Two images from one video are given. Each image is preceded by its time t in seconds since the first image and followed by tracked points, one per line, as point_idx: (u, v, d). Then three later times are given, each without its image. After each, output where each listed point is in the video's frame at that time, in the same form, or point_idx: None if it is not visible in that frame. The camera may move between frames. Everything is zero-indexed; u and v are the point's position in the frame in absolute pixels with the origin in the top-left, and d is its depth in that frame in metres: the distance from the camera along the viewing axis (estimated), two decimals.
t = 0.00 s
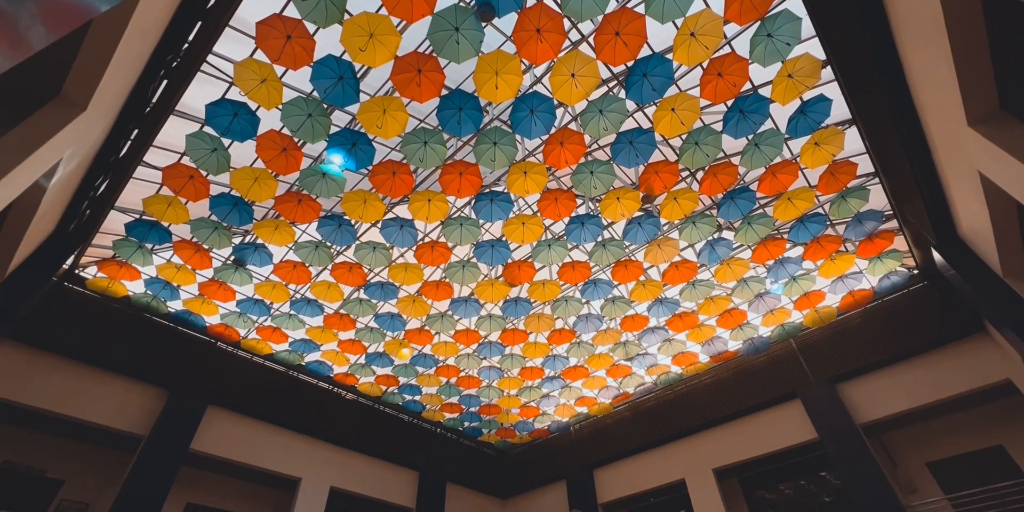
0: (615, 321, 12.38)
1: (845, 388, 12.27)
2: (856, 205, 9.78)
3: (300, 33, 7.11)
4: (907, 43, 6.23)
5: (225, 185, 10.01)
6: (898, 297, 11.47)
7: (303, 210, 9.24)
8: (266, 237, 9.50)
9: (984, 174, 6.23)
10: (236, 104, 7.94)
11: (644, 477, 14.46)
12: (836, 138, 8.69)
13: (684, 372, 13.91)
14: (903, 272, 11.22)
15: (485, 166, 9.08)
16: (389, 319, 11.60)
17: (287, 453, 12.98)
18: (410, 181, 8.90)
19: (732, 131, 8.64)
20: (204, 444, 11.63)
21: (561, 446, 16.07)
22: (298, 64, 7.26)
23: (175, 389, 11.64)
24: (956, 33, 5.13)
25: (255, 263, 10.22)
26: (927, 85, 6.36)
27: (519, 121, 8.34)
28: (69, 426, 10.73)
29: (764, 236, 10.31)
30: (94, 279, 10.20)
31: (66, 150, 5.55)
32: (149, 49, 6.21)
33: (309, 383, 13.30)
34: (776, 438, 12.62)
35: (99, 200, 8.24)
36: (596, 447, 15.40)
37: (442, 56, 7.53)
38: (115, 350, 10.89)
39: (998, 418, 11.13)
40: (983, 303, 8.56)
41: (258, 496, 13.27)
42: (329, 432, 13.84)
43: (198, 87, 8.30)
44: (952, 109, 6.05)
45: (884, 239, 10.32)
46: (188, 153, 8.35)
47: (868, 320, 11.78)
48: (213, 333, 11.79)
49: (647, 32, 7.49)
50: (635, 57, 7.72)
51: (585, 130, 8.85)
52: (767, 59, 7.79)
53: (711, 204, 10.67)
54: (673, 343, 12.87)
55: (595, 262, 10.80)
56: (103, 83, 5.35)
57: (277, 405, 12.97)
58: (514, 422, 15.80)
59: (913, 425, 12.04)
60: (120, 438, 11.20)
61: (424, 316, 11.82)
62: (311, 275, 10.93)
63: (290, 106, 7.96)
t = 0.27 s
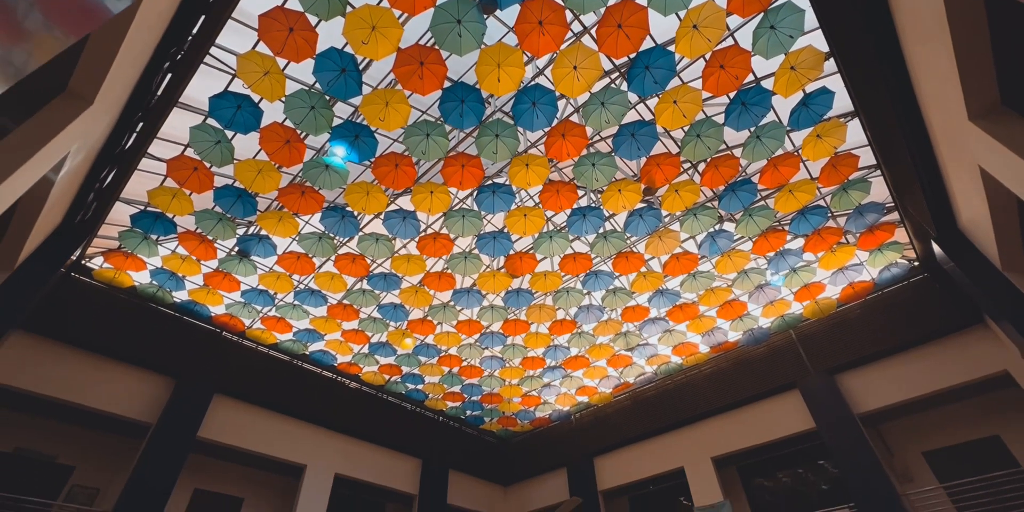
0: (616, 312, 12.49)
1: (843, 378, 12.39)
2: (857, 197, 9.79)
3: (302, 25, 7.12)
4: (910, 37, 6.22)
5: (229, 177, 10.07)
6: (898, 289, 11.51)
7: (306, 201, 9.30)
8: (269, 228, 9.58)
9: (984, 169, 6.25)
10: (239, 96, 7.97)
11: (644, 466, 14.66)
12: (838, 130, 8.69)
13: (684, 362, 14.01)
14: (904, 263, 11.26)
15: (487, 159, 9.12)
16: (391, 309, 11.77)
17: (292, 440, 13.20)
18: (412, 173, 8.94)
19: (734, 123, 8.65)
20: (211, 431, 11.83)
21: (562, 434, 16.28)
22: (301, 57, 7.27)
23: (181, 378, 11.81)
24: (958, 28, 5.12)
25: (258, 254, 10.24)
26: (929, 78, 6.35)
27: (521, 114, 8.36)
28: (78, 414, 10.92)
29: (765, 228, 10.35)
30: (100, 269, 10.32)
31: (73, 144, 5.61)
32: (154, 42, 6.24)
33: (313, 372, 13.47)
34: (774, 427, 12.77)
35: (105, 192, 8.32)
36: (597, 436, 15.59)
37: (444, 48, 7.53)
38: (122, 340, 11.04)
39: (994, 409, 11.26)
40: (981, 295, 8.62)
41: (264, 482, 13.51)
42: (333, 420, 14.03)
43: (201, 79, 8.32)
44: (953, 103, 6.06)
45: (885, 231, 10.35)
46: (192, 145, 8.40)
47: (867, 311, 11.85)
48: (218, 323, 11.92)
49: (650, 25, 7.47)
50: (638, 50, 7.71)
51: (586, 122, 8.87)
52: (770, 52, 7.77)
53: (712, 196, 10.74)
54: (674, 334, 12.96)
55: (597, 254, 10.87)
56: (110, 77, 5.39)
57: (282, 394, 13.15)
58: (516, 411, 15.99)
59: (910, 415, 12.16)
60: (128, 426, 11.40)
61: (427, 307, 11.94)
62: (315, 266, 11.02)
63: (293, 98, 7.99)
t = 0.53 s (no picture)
0: (617, 302, 12.58)
1: (842, 369, 12.49)
2: (859, 189, 9.76)
3: (304, 17, 7.12)
4: (913, 30, 6.20)
5: (232, 168, 10.13)
6: (898, 280, 11.55)
7: (309, 193, 9.36)
8: (273, 219, 9.65)
9: (984, 163, 6.26)
10: (242, 88, 7.99)
11: (643, 454, 14.85)
12: (840, 122, 8.67)
13: (685, 352, 14.12)
14: (905, 255, 11.27)
15: (489, 150, 9.16)
16: (394, 299, 11.86)
17: (297, 427, 13.40)
18: (414, 164, 8.97)
19: (736, 115, 8.65)
20: (218, 419, 12.02)
21: (563, 423, 16.47)
22: (303, 48, 7.27)
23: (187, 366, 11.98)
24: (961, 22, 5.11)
25: (262, 245, 10.38)
26: (932, 72, 6.34)
27: (523, 106, 8.37)
28: (87, 402, 11.11)
29: (766, 220, 10.38)
30: (105, 259, 10.43)
31: (78, 137, 5.66)
32: (157, 34, 6.26)
33: (316, 361, 13.64)
34: (772, 417, 12.91)
35: (109, 183, 8.39)
36: (597, 424, 15.78)
37: (446, 40, 7.52)
38: (128, 329, 11.18)
39: (990, 399, 11.37)
40: (979, 288, 8.67)
41: (270, 468, 13.76)
42: (337, 408, 14.23)
43: (204, 70, 8.34)
44: (955, 97, 6.06)
45: (885, 223, 10.37)
46: (196, 136, 8.44)
47: (867, 303, 11.90)
48: (223, 312, 12.06)
49: (652, 16, 7.44)
50: (640, 42, 7.68)
51: (588, 114, 8.88)
52: (773, 43, 7.74)
53: (713, 188, 10.79)
54: (674, 324, 13.05)
55: (598, 245, 10.92)
56: (114, 70, 5.42)
57: (286, 382, 13.32)
58: (517, 399, 16.18)
59: (907, 405, 12.28)
60: (136, 413, 11.60)
61: (429, 297, 12.04)
62: (318, 256, 11.11)
63: (296, 90, 8.01)
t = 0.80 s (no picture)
0: (617, 292, 12.67)
1: (840, 359, 12.59)
2: (859, 181, 9.81)
3: (305, 8, 7.10)
4: (916, 23, 6.18)
5: (234, 158, 10.16)
6: (898, 272, 11.61)
7: (312, 183, 9.41)
8: (275, 209, 9.71)
9: (985, 157, 6.27)
10: (243, 78, 7.99)
11: (642, 442, 15.05)
12: (843, 114, 8.65)
13: (684, 342, 14.21)
14: (905, 247, 11.33)
15: (490, 141, 9.17)
16: (395, 288, 11.94)
17: (301, 414, 13.59)
18: (416, 155, 8.99)
19: (738, 107, 8.63)
20: (223, 406, 12.21)
21: (563, 410, 16.66)
22: (304, 39, 7.26)
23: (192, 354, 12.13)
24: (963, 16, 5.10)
25: (266, 235, 10.46)
26: (934, 65, 6.33)
27: (524, 97, 8.37)
28: (94, 389, 11.28)
29: (767, 212, 10.41)
30: (110, 248, 10.50)
31: (83, 130, 5.70)
32: (159, 25, 6.27)
33: (319, 349, 13.79)
34: (770, 406, 13.05)
35: (113, 174, 8.44)
36: (597, 412, 15.96)
37: (448, 31, 7.50)
38: (133, 317, 11.31)
39: (986, 390, 11.48)
40: (978, 280, 8.71)
41: (274, 454, 13.98)
42: (340, 396, 14.41)
43: (205, 60, 8.34)
44: (956, 90, 6.05)
45: (886, 215, 10.39)
46: (198, 127, 8.46)
47: (866, 294, 11.96)
48: (227, 301, 12.17)
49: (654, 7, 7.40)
50: (642, 33, 7.66)
51: (589, 105, 8.88)
52: (775, 35, 7.70)
53: (714, 180, 10.83)
54: (674, 314, 13.14)
55: (599, 236, 10.98)
56: (117, 62, 5.45)
57: (290, 370, 13.48)
58: (518, 388, 16.34)
59: (904, 395, 12.41)
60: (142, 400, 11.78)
61: (430, 286, 12.14)
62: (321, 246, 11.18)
63: (297, 81, 8.01)
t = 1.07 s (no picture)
0: (617, 282, 12.77)
1: (837, 349, 12.71)
2: (859, 172, 9.78)
3: None
4: (918, 16, 6.17)
5: (236, 147, 10.19)
6: (896, 263, 11.64)
7: (314, 173, 9.46)
8: (278, 199, 9.77)
9: (983, 150, 6.31)
10: (245, 68, 8.01)
11: (641, 429, 15.26)
12: (844, 105, 8.65)
13: (683, 331, 14.33)
14: (904, 238, 11.30)
15: (491, 132, 9.19)
16: (397, 278, 12.09)
17: (304, 401, 13.79)
18: (417, 146, 9.03)
19: (739, 98, 8.64)
20: (228, 392, 12.40)
21: (563, 398, 16.84)
22: (305, 29, 7.26)
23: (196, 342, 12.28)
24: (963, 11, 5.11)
25: (267, 224, 10.52)
26: (935, 58, 6.33)
27: (526, 87, 8.37)
28: (101, 375, 11.45)
29: (767, 203, 10.43)
30: (113, 237, 10.59)
31: (88, 121, 5.76)
32: (162, 15, 6.29)
33: (322, 337, 13.95)
34: (767, 395, 13.21)
35: (117, 163, 8.50)
36: (596, 400, 16.16)
37: (449, 21, 7.49)
38: (138, 305, 11.42)
39: (981, 380, 11.61)
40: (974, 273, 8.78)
41: (278, 440, 14.21)
42: (342, 382, 14.59)
43: (206, 50, 8.35)
44: (957, 84, 6.06)
45: (886, 207, 10.42)
46: (200, 117, 8.49)
47: (864, 285, 12.04)
48: (230, 289, 12.29)
49: None
50: (643, 24, 7.64)
51: (590, 96, 8.89)
52: (777, 26, 7.68)
53: (714, 171, 10.86)
54: (673, 304, 13.24)
55: (599, 227, 11.04)
56: (121, 54, 5.49)
57: (292, 358, 13.63)
58: (518, 376, 16.51)
59: (900, 384, 12.55)
60: (148, 386, 11.96)
61: (431, 276, 12.24)
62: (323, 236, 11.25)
63: (298, 71, 8.03)
